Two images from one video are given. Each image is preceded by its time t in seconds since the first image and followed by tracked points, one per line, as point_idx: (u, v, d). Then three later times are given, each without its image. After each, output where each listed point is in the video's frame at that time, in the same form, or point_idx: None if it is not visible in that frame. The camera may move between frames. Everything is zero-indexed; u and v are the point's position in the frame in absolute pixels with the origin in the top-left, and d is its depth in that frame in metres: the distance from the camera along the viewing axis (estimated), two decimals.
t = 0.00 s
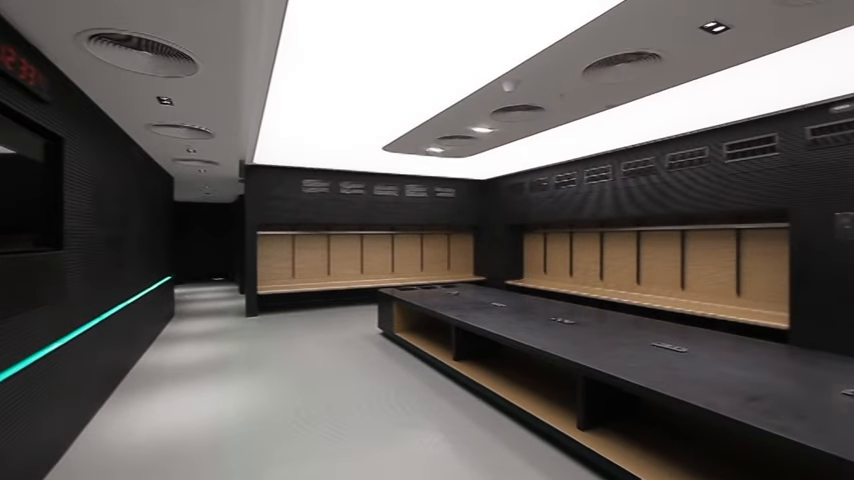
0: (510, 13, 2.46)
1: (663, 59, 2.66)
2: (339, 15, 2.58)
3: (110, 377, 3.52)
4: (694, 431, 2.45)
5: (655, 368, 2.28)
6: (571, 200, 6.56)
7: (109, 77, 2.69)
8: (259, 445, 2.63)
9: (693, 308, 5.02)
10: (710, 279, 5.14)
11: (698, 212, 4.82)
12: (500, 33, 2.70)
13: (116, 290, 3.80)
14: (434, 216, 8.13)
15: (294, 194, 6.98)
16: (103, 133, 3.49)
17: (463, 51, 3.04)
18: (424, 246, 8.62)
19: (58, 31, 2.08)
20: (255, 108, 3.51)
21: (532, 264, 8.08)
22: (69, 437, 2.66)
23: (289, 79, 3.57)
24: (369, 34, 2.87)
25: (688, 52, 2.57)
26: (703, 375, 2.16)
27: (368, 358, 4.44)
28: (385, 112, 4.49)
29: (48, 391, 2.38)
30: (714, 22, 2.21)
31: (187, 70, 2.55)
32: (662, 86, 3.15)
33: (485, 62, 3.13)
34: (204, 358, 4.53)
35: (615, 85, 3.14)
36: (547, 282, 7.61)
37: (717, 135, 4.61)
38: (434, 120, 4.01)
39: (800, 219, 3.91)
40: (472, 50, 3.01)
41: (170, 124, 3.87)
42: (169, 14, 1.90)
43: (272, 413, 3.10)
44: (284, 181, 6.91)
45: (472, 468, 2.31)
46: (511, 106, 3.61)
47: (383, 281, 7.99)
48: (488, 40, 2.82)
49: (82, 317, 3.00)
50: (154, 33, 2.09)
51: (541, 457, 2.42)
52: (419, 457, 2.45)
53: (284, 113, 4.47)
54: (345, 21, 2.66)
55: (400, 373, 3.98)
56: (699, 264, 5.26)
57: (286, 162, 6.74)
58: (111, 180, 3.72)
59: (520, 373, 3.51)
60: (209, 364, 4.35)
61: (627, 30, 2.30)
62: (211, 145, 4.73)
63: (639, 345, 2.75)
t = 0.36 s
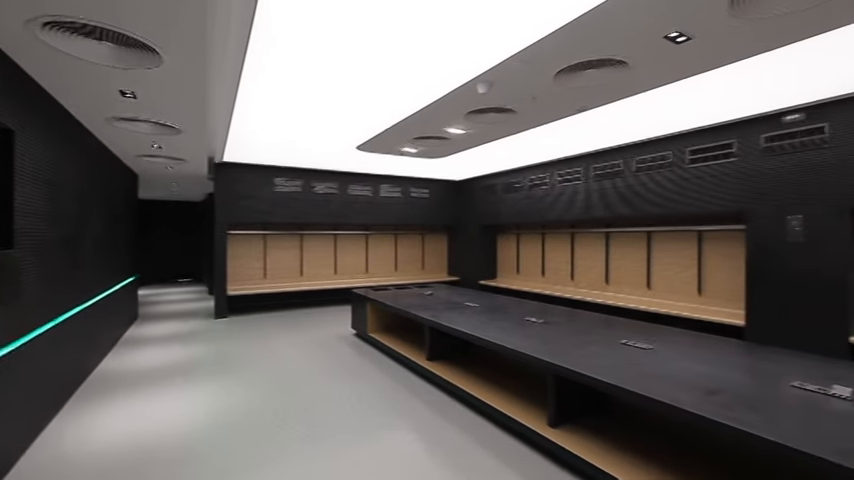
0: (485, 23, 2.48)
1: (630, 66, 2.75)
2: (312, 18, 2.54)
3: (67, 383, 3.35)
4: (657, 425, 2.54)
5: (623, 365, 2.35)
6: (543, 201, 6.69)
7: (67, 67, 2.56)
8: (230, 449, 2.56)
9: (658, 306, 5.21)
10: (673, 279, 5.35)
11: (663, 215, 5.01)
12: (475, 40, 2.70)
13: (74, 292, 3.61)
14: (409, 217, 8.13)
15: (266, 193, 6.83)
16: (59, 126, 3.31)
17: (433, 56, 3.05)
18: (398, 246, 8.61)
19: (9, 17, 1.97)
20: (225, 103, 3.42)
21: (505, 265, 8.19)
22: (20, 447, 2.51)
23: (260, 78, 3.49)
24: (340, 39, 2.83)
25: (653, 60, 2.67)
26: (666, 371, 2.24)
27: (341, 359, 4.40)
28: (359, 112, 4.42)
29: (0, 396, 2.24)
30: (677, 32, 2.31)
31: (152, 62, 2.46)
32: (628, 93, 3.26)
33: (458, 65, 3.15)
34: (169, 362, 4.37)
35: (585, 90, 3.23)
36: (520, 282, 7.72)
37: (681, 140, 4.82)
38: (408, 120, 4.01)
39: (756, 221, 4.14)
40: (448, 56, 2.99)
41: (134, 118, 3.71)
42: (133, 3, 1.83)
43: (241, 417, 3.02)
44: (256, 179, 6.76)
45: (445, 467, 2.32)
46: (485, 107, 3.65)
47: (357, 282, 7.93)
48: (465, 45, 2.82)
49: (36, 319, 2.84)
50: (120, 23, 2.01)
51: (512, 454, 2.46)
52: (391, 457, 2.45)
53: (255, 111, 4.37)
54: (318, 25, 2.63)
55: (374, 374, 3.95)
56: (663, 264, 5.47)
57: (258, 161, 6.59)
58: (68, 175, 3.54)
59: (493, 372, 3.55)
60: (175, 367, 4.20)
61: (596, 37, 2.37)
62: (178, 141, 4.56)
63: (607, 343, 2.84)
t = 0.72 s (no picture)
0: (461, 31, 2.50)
1: (601, 71, 2.83)
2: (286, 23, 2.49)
3: (21, 390, 3.17)
4: (625, 420, 2.61)
5: (593, 362, 2.40)
6: (518, 202, 6.79)
7: (23, 57, 2.43)
8: (199, 455, 2.50)
9: (628, 305, 5.37)
10: (642, 278, 5.53)
11: (632, 216, 5.16)
12: (452, 47, 2.72)
13: (30, 294, 3.42)
14: (385, 217, 8.10)
15: (238, 192, 6.67)
16: (14, 119, 3.14)
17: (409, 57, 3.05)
18: (375, 246, 8.56)
19: None
20: (195, 99, 3.32)
21: (481, 265, 8.27)
22: None
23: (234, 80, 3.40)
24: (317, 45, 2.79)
25: (623, 66, 2.75)
26: (634, 368, 2.31)
27: (315, 361, 4.34)
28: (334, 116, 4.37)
29: None
30: (644, 41, 2.40)
31: (115, 54, 2.37)
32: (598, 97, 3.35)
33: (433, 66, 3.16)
34: (135, 367, 4.20)
35: (557, 94, 3.30)
36: (495, 282, 7.81)
37: (649, 144, 4.98)
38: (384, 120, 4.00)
39: (718, 223, 4.33)
40: (424, 62, 2.99)
41: (97, 113, 3.56)
42: None
43: (210, 422, 2.93)
44: (228, 178, 6.59)
45: (419, 467, 2.32)
46: (461, 109, 3.67)
47: (332, 282, 7.84)
48: (441, 53, 2.83)
49: None
50: (81, 14, 1.93)
51: (486, 453, 2.48)
52: (365, 459, 2.43)
53: (227, 113, 4.26)
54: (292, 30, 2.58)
55: (348, 375, 3.91)
56: (633, 264, 5.64)
57: (230, 159, 6.43)
58: (24, 171, 3.36)
59: (468, 371, 3.58)
60: (141, 372, 4.04)
61: (568, 41, 2.43)
62: (145, 137, 4.40)
63: (578, 341, 2.90)
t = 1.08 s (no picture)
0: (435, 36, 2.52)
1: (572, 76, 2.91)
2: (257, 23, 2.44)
3: None
4: (595, 417, 2.68)
5: (562, 360, 2.46)
6: (493, 203, 6.87)
7: None
8: (168, 460, 2.42)
9: (598, 304, 5.52)
10: (611, 277, 5.69)
11: (602, 218, 5.30)
12: (427, 51, 2.75)
13: None
14: (360, 217, 8.04)
15: (207, 191, 6.48)
16: None
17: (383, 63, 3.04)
18: (350, 247, 8.49)
19: None
20: (161, 93, 3.21)
21: (456, 265, 8.32)
22: None
23: (201, 79, 3.31)
24: (288, 46, 2.76)
25: (592, 71, 2.83)
26: (603, 366, 2.37)
27: (288, 363, 4.26)
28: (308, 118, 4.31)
29: None
30: (612, 47, 2.49)
31: (75, 44, 2.26)
32: (569, 101, 3.43)
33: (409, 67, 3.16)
34: (96, 372, 4.02)
35: (531, 97, 3.36)
36: (470, 282, 7.88)
37: (617, 148, 5.13)
38: (359, 120, 3.98)
39: (683, 225, 4.51)
40: (399, 66, 3.00)
41: (55, 106, 3.39)
42: None
43: (177, 428, 2.84)
44: (197, 176, 6.39)
45: (393, 468, 2.32)
46: (436, 110, 3.69)
47: (306, 283, 7.73)
48: (417, 57, 2.85)
49: None
50: (39, 2, 1.85)
51: (459, 452, 2.50)
52: (338, 460, 2.41)
53: (196, 111, 4.13)
54: (263, 30, 2.53)
55: (322, 377, 3.86)
56: (603, 264, 5.80)
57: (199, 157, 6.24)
58: None
59: (442, 371, 3.59)
60: (102, 378, 3.87)
61: (540, 45, 2.48)
62: (107, 133, 4.22)
63: (549, 340, 2.96)
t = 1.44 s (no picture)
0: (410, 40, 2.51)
1: (545, 80, 2.97)
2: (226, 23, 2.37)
3: None
4: (565, 414, 2.74)
5: (533, 359, 2.50)
6: (467, 203, 6.92)
7: None
8: (130, 467, 2.33)
9: (569, 303, 5.65)
10: (581, 277, 5.84)
11: (573, 219, 5.43)
12: (401, 55, 2.74)
13: None
14: (334, 217, 7.94)
15: (174, 188, 6.25)
16: None
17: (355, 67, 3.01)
18: (323, 246, 8.38)
19: None
20: (123, 86, 3.08)
21: (431, 265, 8.35)
22: None
23: (164, 77, 3.18)
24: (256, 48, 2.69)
25: (563, 76, 2.90)
26: (572, 364, 2.43)
27: (258, 365, 4.17)
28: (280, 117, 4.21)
29: None
30: (583, 53, 2.56)
31: (28, 30, 2.14)
32: (542, 105, 3.50)
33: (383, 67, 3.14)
34: (52, 377, 3.82)
35: (505, 99, 3.40)
36: (444, 282, 7.92)
37: (588, 151, 5.27)
38: (334, 118, 3.93)
39: (649, 227, 4.67)
40: (373, 69, 2.96)
41: (6, 96, 3.19)
42: None
43: (140, 433, 2.73)
44: (164, 172, 6.16)
45: (366, 470, 2.30)
46: (411, 110, 3.68)
47: (278, 283, 7.57)
48: (391, 61, 2.83)
49: None
50: None
51: (433, 451, 2.50)
52: (309, 463, 2.37)
53: (161, 107, 3.98)
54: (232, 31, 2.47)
55: (293, 378, 3.80)
56: (573, 265, 5.94)
57: (165, 153, 6.01)
58: None
59: (416, 371, 3.59)
60: (58, 383, 3.68)
61: (514, 48, 2.51)
62: (65, 125, 4.01)
63: (521, 340, 3.00)
